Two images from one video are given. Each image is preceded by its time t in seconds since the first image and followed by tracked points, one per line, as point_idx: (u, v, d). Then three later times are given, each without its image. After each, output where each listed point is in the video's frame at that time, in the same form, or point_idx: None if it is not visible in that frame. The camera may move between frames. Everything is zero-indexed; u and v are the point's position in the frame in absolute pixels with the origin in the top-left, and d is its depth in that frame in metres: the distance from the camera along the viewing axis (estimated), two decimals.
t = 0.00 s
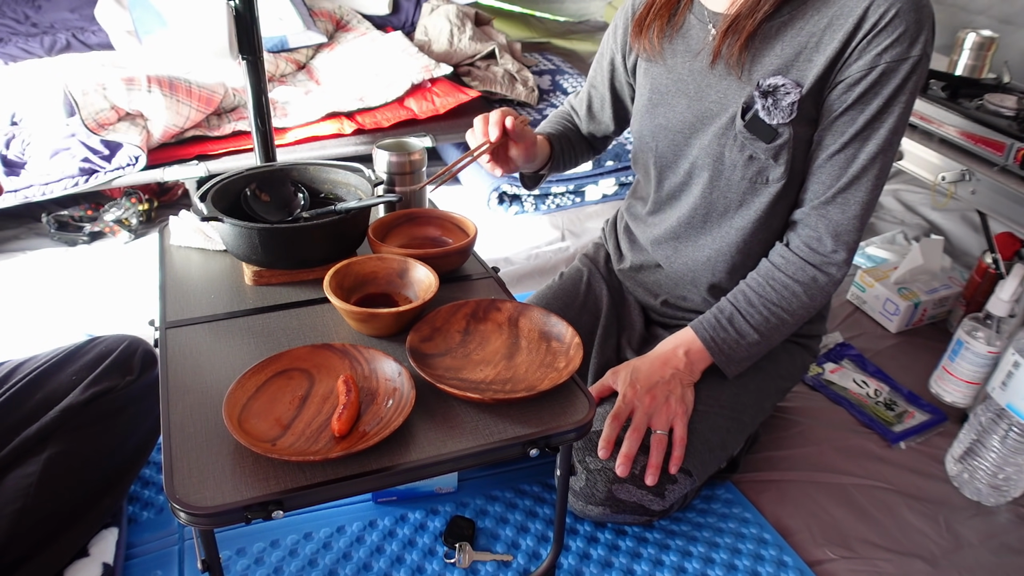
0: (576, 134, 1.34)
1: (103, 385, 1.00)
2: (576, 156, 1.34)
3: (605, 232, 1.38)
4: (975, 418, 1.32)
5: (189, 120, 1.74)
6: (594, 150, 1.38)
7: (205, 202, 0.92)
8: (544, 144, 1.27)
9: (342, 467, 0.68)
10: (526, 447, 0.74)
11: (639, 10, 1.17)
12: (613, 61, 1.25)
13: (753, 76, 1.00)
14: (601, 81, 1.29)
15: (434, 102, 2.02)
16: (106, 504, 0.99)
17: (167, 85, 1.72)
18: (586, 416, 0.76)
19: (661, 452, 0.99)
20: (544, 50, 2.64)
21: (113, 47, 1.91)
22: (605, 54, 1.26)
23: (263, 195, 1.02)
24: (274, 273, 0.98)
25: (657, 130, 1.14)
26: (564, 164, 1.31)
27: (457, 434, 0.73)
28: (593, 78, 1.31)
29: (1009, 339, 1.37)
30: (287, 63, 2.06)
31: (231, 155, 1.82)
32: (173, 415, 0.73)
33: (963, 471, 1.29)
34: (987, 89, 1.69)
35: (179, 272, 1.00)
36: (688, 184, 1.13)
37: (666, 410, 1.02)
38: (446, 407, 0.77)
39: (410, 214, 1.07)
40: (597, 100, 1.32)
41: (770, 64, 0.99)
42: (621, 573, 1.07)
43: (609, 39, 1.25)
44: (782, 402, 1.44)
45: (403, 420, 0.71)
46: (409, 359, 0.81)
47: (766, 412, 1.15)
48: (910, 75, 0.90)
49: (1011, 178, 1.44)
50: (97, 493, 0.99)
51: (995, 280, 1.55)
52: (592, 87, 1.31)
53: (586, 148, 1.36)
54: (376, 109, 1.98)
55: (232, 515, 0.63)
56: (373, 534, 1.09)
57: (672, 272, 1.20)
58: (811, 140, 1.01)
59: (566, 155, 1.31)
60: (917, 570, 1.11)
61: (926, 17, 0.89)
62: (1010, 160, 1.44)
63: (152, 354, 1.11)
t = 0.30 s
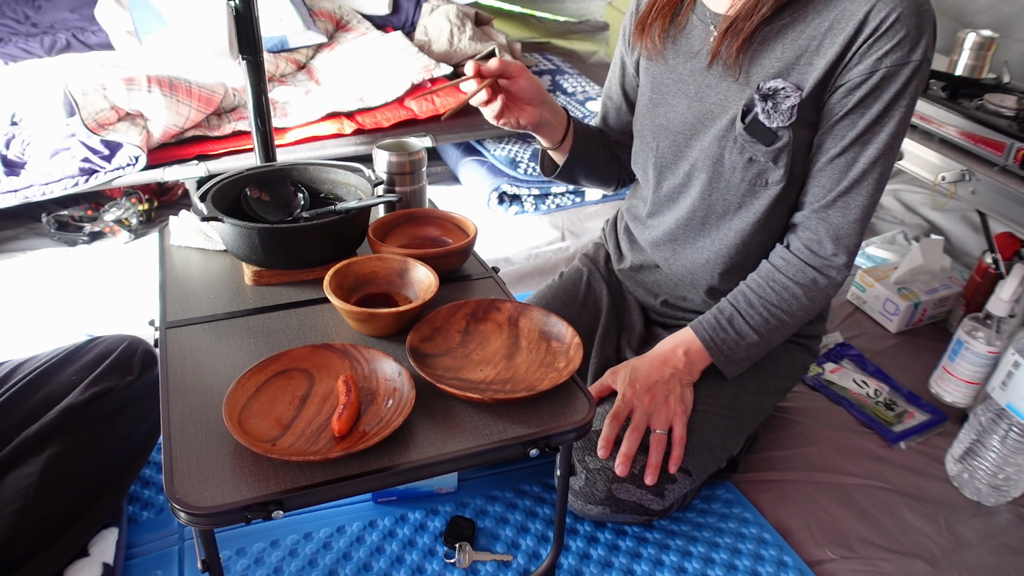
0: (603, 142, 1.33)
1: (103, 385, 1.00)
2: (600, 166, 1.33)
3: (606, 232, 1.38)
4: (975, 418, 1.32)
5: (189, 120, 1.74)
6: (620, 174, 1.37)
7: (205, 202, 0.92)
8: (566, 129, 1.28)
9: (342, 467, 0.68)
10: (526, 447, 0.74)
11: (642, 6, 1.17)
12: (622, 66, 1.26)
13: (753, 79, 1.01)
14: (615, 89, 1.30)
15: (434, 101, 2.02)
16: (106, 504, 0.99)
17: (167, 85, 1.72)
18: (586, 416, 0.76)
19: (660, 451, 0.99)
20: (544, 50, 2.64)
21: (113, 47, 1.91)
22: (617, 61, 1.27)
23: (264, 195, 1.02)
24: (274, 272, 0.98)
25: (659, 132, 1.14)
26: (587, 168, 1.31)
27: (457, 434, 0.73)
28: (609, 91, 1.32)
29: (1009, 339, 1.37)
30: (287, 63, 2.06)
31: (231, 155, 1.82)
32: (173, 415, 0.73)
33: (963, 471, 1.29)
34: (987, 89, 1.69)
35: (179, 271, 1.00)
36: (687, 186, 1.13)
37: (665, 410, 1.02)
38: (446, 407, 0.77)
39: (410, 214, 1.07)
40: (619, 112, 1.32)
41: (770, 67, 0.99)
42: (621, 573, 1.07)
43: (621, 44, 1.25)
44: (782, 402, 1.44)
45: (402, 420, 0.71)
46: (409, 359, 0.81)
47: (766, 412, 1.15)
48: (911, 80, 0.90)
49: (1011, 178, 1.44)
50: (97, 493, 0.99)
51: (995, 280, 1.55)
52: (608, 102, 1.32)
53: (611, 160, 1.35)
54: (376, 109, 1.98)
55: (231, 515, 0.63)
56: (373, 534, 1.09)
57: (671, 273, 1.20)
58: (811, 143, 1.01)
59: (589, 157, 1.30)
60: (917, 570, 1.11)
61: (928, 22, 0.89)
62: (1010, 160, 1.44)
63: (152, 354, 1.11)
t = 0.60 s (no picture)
0: (593, 125, 1.30)
1: (103, 385, 1.00)
2: (588, 147, 1.29)
3: (606, 232, 1.38)
4: (974, 418, 1.32)
5: (189, 120, 1.74)
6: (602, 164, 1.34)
7: (205, 202, 0.92)
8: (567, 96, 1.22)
9: (342, 467, 0.68)
10: (526, 447, 0.74)
11: (647, 7, 1.16)
12: (623, 59, 1.25)
13: (760, 84, 1.00)
14: (613, 81, 1.28)
15: (433, 101, 2.02)
16: (107, 504, 1.00)
17: (167, 85, 1.72)
18: (586, 416, 0.76)
19: (658, 453, 0.99)
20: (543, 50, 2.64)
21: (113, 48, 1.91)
22: (616, 55, 1.26)
23: (263, 195, 1.02)
24: (274, 273, 0.98)
25: (663, 132, 1.13)
26: (575, 142, 1.26)
27: (457, 435, 0.73)
28: (607, 78, 1.30)
29: (1009, 339, 1.37)
30: (287, 63, 2.06)
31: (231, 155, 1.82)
32: (174, 414, 0.73)
33: (963, 471, 1.29)
34: (987, 89, 1.69)
35: (179, 272, 1.00)
36: (691, 189, 1.12)
37: (664, 411, 1.02)
38: (445, 407, 0.77)
39: (410, 214, 1.07)
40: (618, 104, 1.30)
41: (778, 72, 0.99)
42: (621, 573, 1.07)
43: (620, 38, 1.24)
44: (782, 402, 1.44)
45: (403, 420, 0.71)
46: (409, 359, 0.81)
47: (766, 412, 1.15)
48: (918, 89, 0.91)
49: (1011, 178, 1.44)
50: (97, 493, 0.99)
51: (995, 280, 1.55)
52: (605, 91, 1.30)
53: (599, 146, 1.31)
54: (376, 109, 1.98)
55: (232, 516, 0.63)
56: (373, 534, 1.09)
57: (672, 274, 1.20)
58: (816, 149, 1.01)
59: (579, 132, 1.26)
60: (917, 570, 1.12)
61: (937, 32, 0.89)
62: (1010, 160, 1.44)
63: (152, 354, 1.11)
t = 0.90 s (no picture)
0: (600, 120, 1.29)
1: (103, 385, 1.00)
2: (594, 142, 1.28)
3: (607, 230, 1.38)
4: (974, 418, 1.32)
5: (189, 120, 1.74)
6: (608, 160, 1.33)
7: (205, 202, 0.92)
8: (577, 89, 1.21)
9: (342, 467, 0.68)
10: (526, 447, 0.74)
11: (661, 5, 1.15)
12: (634, 54, 1.23)
13: (776, 88, 1.00)
14: (622, 73, 1.27)
15: (434, 101, 2.02)
16: (106, 504, 1.00)
17: (167, 85, 1.72)
18: (586, 416, 0.76)
19: (660, 453, 0.99)
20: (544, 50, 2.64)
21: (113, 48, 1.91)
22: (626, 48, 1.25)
23: (263, 194, 1.02)
24: (274, 273, 0.98)
25: (673, 132, 1.13)
26: (582, 135, 1.25)
27: (457, 434, 0.73)
28: (615, 75, 1.29)
29: (1009, 339, 1.37)
30: (287, 63, 2.07)
31: (231, 155, 1.82)
32: (174, 414, 0.73)
33: (963, 471, 1.29)
34: (987, 89, 1.69)
35: (179, 272, 1.00)
36: (700, 189, 1.12)
37: (665, 412, 1.02)
38: (446, 407, 0.77)
39: (410, 214, 1.07)
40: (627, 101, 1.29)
41: (795, 77, 0.99)
42: (621, 573, 1.07)
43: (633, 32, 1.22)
44: (782, 402, 1.44)
45: (403, 420, 0.71)
46: (409, 359, 0.81)
47: (766, 412, 1.15)
48: (933, 99, 0.91)
49: (1011, 178, 1.44)
50: (97, 492, 0.99)
51: (995, 280, 1.55)
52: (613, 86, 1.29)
53: (605, 141, 1.30)
54: (376, 109, 1.98)
55: (232, 515, 0.63)
56: (373, 534, 1.09)
57: (676, 274, 1.20)
58: (828, 155, 1.02)
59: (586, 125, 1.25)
60: (917, 570, 1.12)
61: (954, 43, 0.90)
62: (1010, 160, 1.44)
63: (152, 354, 1.11)
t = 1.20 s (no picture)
0: (627, 130, 1.29)
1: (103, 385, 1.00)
2: (622, 154, 1.28)
3: (608, 229, 1.37)
4: (975, 418, 1.32)
5: (189, 120, 1.74)
6: (635, 168, 1.33)
7: (205, 202, 0.92)
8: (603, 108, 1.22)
9: (342, 467, 0.68)
10: (526, 447, 0.74)
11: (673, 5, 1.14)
12: (645, 56, 1.22)
13: (793, 96, 1.00)
14: (637, 71, 1.25)
15: (434, 101, 2.02)
16: (106, 504, 1.00)
17: (167, 85, 1.72)
18: (586, 416, 0.76)
19: (662, 453, 1.01)
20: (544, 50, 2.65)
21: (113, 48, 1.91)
22: (639, 60, 1.24)
23: (263, 194, 1.02)
24: (274, 273, 0.98)
25: (684, 135, 1.13)
26: (610, 150, 1.26)
27: (457, 434, 0.73)
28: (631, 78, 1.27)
29: (1009, 339, 1.37)
30: (287, 63, 2.07)
31: (231, 155, 1.82)
32: (174, 414, 0.73)
33: (963, 471, 1.29)
34: (987, 89, 1.68)
35: (179, 272, 1.00)
36: (710, 192, 1.12)
37: (668, 411, 1.03)
38: (446, 407, 0.77)
39: (410, 214, 1.07)
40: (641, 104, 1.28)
41: (813, 85, 0.99)
42: (621, 573, 1.06)
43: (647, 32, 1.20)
44: (782, 402, 1.44)
45: (403, 420, 0.71)
46: (409, 359, 0.81)
47: (767, 413, 1.14)
48: (949, 111, 0.92)
49: (1012, 179, 1.44)
50: (97, 492, 0.99)
51: (995, 280, 1.55)
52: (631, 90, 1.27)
53: (631, 149, 1.30)
54: (377, 109, 1.98)
55: (232, 516, 0.63)
56: (373, 534, 1.09)
57: (680, 275, 1.19)
58: (841, 163, 1.02)
59: (614, 140, 1.25)
60: (917, 570, 1.12)
61: (974, 56, 0.90)
62: (1010, 160, 1.44)
63: (152, 354, 1.11)
